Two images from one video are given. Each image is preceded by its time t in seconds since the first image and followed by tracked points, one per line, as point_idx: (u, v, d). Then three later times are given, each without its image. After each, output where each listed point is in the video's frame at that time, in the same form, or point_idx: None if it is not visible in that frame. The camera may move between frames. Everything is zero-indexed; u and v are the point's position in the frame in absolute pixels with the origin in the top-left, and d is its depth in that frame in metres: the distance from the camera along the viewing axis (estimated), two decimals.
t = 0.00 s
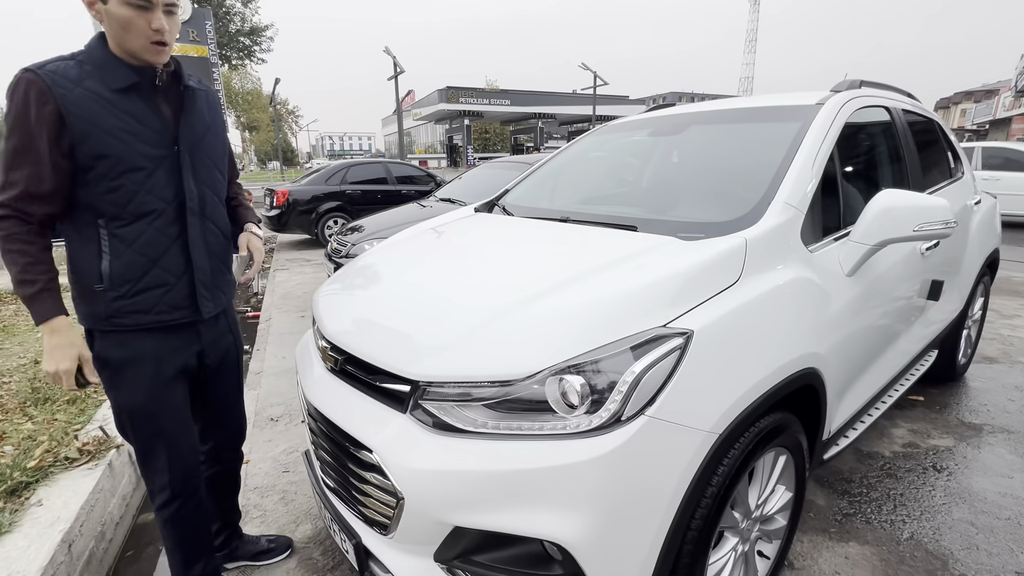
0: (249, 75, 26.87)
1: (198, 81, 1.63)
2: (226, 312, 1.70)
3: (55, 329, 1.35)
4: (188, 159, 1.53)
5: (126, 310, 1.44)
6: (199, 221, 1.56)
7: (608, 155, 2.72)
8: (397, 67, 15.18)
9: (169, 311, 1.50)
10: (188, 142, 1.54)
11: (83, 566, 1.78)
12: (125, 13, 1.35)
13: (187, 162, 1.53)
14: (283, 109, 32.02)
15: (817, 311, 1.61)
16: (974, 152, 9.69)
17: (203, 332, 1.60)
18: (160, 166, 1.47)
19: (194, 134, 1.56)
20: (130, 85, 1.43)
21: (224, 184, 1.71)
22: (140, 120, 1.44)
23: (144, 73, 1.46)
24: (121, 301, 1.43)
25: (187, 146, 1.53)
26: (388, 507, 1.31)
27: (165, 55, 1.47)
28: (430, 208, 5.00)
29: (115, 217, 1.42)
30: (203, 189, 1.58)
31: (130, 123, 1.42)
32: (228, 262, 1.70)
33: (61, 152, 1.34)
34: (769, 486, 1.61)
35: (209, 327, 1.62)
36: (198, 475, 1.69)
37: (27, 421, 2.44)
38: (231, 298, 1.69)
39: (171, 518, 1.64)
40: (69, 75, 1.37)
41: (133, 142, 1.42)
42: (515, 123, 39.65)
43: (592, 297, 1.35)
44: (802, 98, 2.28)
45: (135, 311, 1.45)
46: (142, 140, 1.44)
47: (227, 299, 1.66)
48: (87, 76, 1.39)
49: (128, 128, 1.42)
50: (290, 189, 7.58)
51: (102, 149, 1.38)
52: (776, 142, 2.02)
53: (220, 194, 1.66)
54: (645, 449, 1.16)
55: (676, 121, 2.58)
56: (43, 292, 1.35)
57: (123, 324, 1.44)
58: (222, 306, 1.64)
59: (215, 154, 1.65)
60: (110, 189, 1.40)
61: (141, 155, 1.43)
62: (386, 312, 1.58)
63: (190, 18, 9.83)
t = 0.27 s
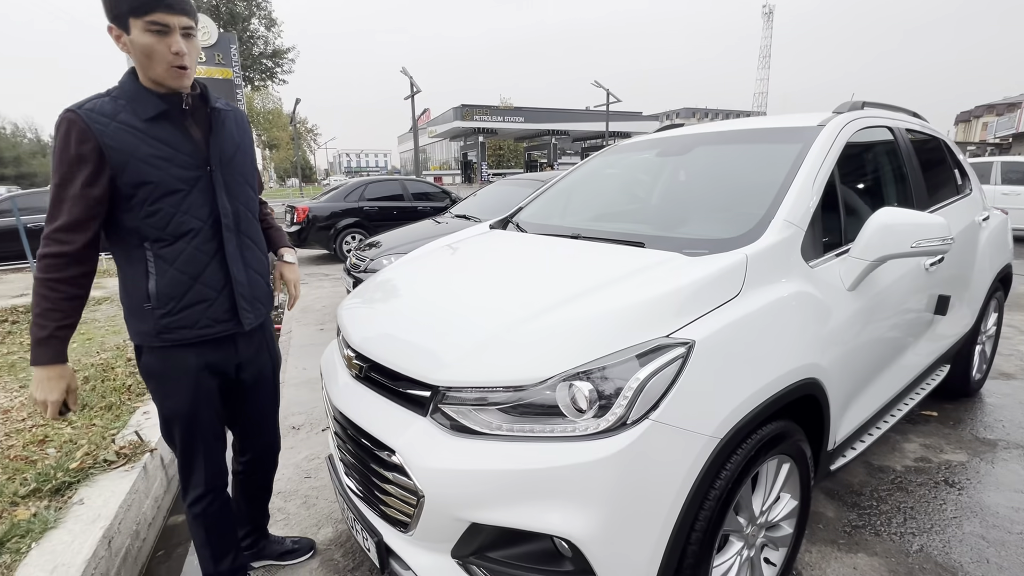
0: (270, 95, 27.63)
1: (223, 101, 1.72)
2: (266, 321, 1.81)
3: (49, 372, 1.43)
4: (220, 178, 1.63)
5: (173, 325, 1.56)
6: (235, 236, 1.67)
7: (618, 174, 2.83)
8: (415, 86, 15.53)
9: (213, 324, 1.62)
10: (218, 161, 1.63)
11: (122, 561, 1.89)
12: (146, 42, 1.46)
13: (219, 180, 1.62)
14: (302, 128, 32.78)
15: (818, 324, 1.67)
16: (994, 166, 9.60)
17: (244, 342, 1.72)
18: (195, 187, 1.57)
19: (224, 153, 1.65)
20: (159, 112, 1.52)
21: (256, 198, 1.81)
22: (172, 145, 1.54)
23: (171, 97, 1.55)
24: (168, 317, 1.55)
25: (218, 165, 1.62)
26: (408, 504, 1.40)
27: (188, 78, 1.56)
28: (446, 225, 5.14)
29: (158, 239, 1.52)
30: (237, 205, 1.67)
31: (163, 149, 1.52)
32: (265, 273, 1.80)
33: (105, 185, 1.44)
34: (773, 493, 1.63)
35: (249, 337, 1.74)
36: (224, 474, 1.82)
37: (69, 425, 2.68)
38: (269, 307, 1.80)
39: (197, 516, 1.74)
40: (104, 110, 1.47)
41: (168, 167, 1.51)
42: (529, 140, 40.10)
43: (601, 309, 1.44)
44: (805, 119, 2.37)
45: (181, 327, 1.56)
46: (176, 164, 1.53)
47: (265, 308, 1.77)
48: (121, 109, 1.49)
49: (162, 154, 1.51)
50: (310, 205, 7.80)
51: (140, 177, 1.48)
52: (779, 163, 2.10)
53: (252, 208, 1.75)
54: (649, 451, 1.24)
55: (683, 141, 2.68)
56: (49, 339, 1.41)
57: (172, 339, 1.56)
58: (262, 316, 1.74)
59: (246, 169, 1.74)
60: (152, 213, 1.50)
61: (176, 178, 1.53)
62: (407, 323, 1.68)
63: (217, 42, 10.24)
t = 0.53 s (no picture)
0: (289, 112, 28.42)
1: (229, 128, 1.77)
2: (285, 341, 1.85)
3: (114, 400, 1.57)
4: (229, 204, 1.67)
5: (189, 351, 1.62)
6: (247, 260, 1.71)
7: (629, 192, 2.86)
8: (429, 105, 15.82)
9: (227, 349, 1.67)
10: (227, 188, 1.68)
11: (143, 573, 1.93)
12: (166, 79, 1.54)
13: (228, 206, 1.67)
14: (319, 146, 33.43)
15: (826, 342, 1.68)
16: (1013, 178, 9.45)
17: (261, 364, 1.77)
18: (205, 215, 1.62)
19: (232, 180, 1.70)
20: (167, 145, 1.58)
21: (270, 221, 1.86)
22: (181, 176, 1.59)
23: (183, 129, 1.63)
24: (184, 344, 1.61)
25: (226, 192, 1.67)
26: (422, 519, 1.43)
27: (202, 112, 1.64)
28: (458, 242, 5.22)
29: (171, 268, 1.59)
30: (248, 230, 1.72)
31: (172, 180, 1.58)
32: (282, 294, 1.85)
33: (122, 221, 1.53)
34: (785, 512, 1.62)
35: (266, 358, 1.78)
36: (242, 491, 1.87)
37: (94, 439, 2.77)
38: (288, 327, 1.84)
39: (213, 530, 1.79)
40: (117, 148, 1.54)
41: (177, 198, 1.57)
42: (541, 156, 40.45)
43: (608, 327, 1.48)
44: (813, 138, 2.40)
45: (196, 352, 1.62)
46: (185, 194, 1.59)
47: (283, 328, 1.81)
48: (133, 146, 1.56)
49: (172, 185, 1.57)
50: (325, 223, 7.94)
51: (151, 209, 1.54)
52: (786, 183, 2.13)
53: (265, 231, 1.79)
54: (657, 467, 1.27)
55: (692, 160, 2.72)
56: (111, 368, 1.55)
57: (188, 364, 1.62)
58: (277, 337, 1.78)
59: (257, 194, 1.79)
60: (165, 243, 1.57)
61: (186, 207, 1.59)
62: (422, 341, 1.73)
63: (238, 65, 10.57)
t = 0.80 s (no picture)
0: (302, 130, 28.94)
1: (249, 155, 1.82)
2: (305, 366, 1.85)
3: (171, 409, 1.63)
4: (246, 230, 1.71)
5: (206, 375, 1.67)
6: (263, 286, 1.73)
7: (639, 211, 2.90)
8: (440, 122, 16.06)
9: (242, 373, 1.70)
10: (244, 214, 1.72)
11: None
12: (192, 107, 1.61)
13: (243, 233, 1.70)
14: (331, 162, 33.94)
15: (838, 363, 1.68)
16: None
17: (279, 388, 1.79)
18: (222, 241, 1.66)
19: (250, 206, 1.74)
20: (187, 174, 1.64)
21: (291, 245, 1.88)
22: (200, 204, 1.64)
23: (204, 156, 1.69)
24: (201, 367, 1.66)
25: (243, 218, 1.71)
26: (438, 540, 1.45)
27: (225, 140, 1.70)
28: (470, 258, 5.28)
29: (190, 294, 1.64)
30: (264, 256, 1.74)
31: (192, 208, 1.63)
32: (301, 318, 1.86)
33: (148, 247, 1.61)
34: (800, 535, 1.61)
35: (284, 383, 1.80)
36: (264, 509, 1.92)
37: (116, 456, 2.82)
38: (307, 352, 1.84)
39: (236, 548, 1.85)
40: (146, 178, 1.63)
41: (194, 225, 1.62)
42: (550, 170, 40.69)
43: (619, 350, 1.50)
44: (821, 158, 2.42)
45: (211, 376, 1.67)
46: (203, 221, 1.63)
47: (301, 353, 1.82)
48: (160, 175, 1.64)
49: (190, 213, 1.62)
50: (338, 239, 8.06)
51: (171, 237, 1.60)
52: (794, 203, 2.15)
53: (284, 256, 1.81)
54: (670, 491, 1.28)
55: (701, 180, 2.75)
56: (165, 378, 1.64)
57: (205, 388, 1.67)
58: (293, 362, 1.79)
59: (277, 220, 1.81)
60: (184, 270, 1.62)
61: (203, 234, 1.63)
62: (436, 362, 1.76)
63: (254, 86, 10.84)
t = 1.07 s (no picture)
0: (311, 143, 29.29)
1: (292, 179, 1.86)
2: (323, 386, 1.85)
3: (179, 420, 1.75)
4: (274, 249, 1.73)
5: (226, 386, 1.72)
6: (285, 305, 1.75)
7: (648, 224, 2.91)
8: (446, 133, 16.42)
9: (258, 389, 1.73)
10: (275, 235, 1.75)
11: None
12: (221, 129, 1.71)
13: (271, 252, 1.73)
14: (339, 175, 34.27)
15: (851, 378, 1.68)
16: None
17: (295, 406, 1.80)
18: (250, 259, 1.70)
19: (282, 226, 1.77)
20: (227, 194, 1.71)
21: (323, 266, 1.88)
22: (234, 222, 1.70)
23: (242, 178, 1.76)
24: (223, 379, 1.72)
25: (273, 238, 1.74)
26: (452, 555, 1.46)
27: (255, 158, 1.76)
28: (478, 270, 5.31)
29: (219, 307, 1.71)
30: (290, 276, 1.76)
31: (226, 226, 1.69)
32: (325, 340, 1.85)
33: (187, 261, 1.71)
34: (816, 552, 1.61)
35: (300, 401, 1.81)
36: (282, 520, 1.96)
37: (131, 469, 2.85)
38: (326, 373, 1.83)
39: (253, 558, 1.89)
40: (193, 197, 1.73)
41: (226, 242, 1.68)
42: (557, 181, 40.85)
43: (632, 365, 1.51)
44: (830, 172, 2.44)
45: (231, 389, 1.72)
46: (235, 239, 1.69)
47: (320, 374, 1.82)
48: (205, 195, 1.74)
49: (224, 231, 1.69)
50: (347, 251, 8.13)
51: (205, 252, 1.68)
52: (804, 217, 2.16)
53: (312, 277, 1.82)
54: (684, 506, 1.29)
55: (709, 193, 2.77)
56: (181, 392, 1.73)
57: (225, 400, 1.72)
58: (309, 382, 1.79)
59: (309, 240, 1.82)
60: (215, 284, 1.69)
61: (234, 252, 1.68)
62: (450, 376, 1.78)
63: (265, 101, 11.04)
